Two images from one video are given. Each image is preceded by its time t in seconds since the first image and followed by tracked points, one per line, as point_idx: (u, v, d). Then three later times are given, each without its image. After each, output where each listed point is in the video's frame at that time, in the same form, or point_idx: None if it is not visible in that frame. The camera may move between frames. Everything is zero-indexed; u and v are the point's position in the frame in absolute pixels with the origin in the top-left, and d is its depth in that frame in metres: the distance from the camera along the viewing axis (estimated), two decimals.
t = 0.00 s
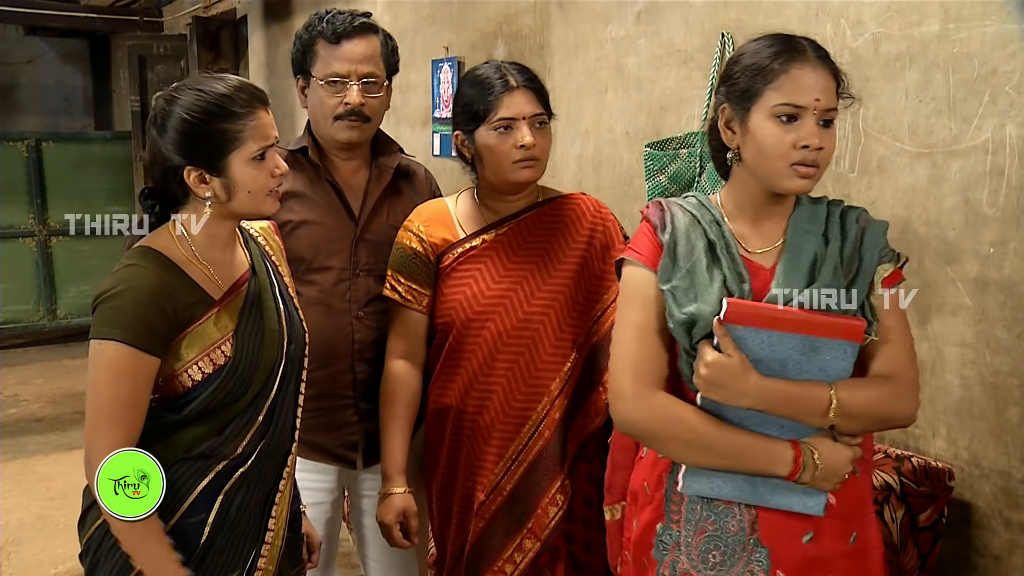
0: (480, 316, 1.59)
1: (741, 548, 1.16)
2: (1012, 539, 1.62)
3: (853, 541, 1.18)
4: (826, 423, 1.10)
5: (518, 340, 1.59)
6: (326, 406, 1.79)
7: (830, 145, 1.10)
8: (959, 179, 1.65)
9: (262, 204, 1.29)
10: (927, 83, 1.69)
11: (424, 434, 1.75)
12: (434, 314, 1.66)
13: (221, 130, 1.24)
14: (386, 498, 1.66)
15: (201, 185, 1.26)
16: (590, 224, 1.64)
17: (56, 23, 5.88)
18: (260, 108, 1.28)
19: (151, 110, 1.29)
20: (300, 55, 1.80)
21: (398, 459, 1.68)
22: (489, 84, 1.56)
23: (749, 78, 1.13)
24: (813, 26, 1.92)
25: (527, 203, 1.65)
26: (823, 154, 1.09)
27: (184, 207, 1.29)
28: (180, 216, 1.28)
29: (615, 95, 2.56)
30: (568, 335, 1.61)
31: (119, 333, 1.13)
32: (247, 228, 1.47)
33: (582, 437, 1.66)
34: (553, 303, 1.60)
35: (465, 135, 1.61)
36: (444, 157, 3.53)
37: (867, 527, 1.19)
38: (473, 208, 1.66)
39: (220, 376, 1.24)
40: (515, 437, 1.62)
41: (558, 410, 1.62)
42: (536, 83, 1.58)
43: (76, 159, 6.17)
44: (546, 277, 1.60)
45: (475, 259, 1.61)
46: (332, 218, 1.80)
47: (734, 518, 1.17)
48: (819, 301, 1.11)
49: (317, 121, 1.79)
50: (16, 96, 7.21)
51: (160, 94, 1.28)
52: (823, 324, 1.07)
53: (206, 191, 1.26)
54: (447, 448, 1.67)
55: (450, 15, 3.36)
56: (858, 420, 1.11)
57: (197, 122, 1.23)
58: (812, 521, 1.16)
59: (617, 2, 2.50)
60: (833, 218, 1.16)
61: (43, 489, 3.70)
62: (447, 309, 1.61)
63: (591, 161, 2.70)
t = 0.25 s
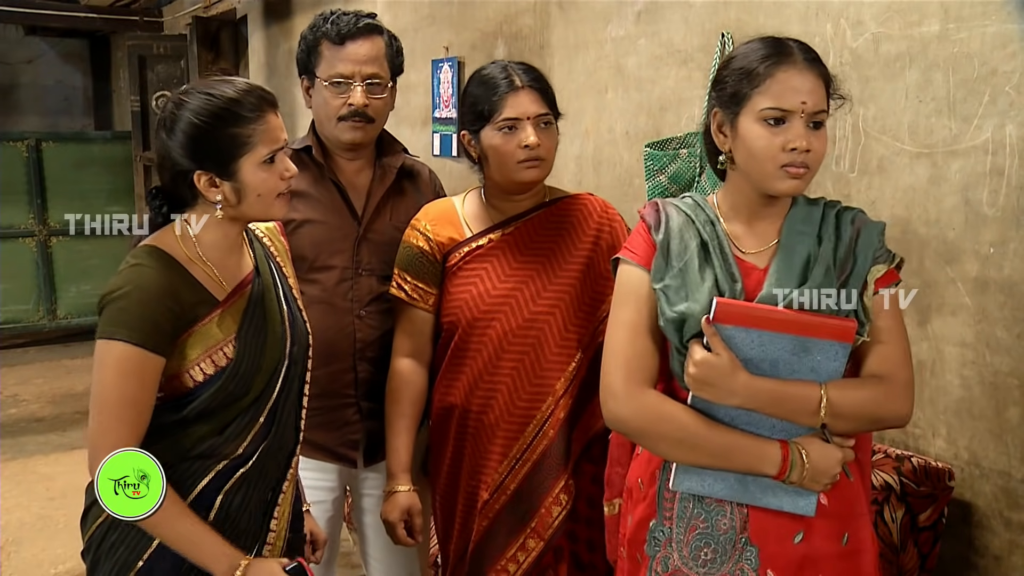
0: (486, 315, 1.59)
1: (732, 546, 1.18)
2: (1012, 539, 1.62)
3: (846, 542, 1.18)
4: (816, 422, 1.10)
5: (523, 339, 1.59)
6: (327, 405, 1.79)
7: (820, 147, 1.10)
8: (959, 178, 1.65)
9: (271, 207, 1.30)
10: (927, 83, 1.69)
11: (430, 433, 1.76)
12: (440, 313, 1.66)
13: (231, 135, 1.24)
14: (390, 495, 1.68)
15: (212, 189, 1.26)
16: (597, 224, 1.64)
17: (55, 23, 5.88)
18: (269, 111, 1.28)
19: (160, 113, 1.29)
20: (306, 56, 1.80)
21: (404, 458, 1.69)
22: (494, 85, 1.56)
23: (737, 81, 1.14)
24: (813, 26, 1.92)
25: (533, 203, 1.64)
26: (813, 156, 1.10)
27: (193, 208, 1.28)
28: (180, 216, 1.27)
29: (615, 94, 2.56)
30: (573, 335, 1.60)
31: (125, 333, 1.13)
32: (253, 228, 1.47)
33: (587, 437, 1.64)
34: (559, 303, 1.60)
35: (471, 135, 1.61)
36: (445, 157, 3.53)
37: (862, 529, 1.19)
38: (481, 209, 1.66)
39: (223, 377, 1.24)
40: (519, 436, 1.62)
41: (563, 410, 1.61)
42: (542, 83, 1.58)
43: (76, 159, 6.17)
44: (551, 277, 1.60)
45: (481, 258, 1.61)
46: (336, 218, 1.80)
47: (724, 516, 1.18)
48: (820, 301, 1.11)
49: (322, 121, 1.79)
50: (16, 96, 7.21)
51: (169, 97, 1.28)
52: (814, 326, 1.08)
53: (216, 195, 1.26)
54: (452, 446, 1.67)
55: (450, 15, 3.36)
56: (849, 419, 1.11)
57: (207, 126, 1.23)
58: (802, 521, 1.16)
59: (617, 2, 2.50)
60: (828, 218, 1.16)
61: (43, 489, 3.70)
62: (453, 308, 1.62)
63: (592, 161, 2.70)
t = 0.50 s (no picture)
0: (491, 313, 1.59)
1: (735, 545, 1.18)
2: (1012, 539, 1.62)
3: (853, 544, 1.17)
4: (817, 420, 1.10)
5: (529, 338, 1.59)
6: (329, 404, 1.79)
7: (821, 146, 1.10)
8: (959, 179, 1.65)
9: (278, 206, 1.30)
10: (927, 83, 1.69)
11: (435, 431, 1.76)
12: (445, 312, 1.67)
13: (238, 135, 1.24)
14: (396, 493, 1.68)
15: (219, 189, 1.26)
16: (603, 224, 1.64)
17: (55, 23, 5.88)
18: (277, 111, 1.28)
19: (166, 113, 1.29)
20: (308, 57, 1.81)
21: (410, 455, 1.69)
22: (498, 85, 1.57)
23: (736, 82, 1.14)
24: (813, 26, 1.92)
25: (539, 204, 1.64)
26: (813, 155, 1.09)
27: (200, 209, 1.29)
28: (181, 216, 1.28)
29: (615, 94, 2.56)
30: (578, 335, 1.60)
31: (127, 331, 1.13)
32: (258, 228, 1.48)
33: (592, 437, 1.64)
34: (564, 302, 1.60)
35: (476, 135, 1.62)
36: (445, 157, 3.53)
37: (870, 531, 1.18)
38: (488, 209, 1.66)
39: (229, 378, 1.24)
40: (523, 435, 1.62)
41: (567, 409, 1.61)
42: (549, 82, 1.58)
43: (76, 159, 6.17)
44: (557, 277, 1.60)
45: (488, 257, 1.61)
46: (338, 218, 1.80)
47: (728, 515, 1.18)
48: (819, 301, 1.10)
49: (324, 122, 1.79)
50: (16, 96, 7.21)
51: (176, 97, 1.28)
52: (814, 322, 1.08)
53: (224, 195, 1.26)
54: (456, 444, 1.68)
55: (450, 15, 3.36)
56: (852, 418, 1.11)
57: (215, 126, 1.23)
58: (806, 522, 1.16)
59: (617, 2, 2.50)
60: (834, 216, 1.15)
61: (43, 489, 3.70)
62: (459, 307, 1.62)
63: (592, 161, 2.70)
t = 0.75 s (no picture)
0: (497, 312, 1.59)
1: (741, 542, 1.19)
2: (1012, 539, 1.62)
3: (862, 546, 1.16)
4: (818, 421, 1.10)
5: (534, 337, 1.59)
6: (331, 404, 1.79)
7: (784, 143, 1.10)
8: (959, 179, 1.65)
9: (282, 206, 1.30)
10: (927, 83, 1.69)
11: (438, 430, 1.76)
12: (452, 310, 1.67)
13: (242, 134, 1.24)
14: (398, 492, 1.68)
15: (223, 187, 1.26)
16: (611, 225, 1.64)
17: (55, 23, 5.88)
18: (280, 110, 1.28)
19: (169, 112, 1.29)
20: (309, 57, 1.81)
21: (413, 453, 1.69)
22: (500, 85, 1.57)
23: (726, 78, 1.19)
24: (813, 26, 1.92)
25: (545, 204, 1.64)
26: (773, 153, 1.11)
27: (204, 209, 1.28)
28: (180, 217, 1.28)
29: (615, 94, 2.56)
30: (584, 335, 1.61)
31: (129, 330, 1.13)
32: (263, 229, 1.48)
33: (596, 437, 1.65)
34: (570, 301, 1.60)
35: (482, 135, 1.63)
36: (445, 157, 3.53)
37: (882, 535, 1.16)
38: (496, 209, 1.66)
39: (232, 378, 1.24)
40: (528, 435, 1.62)
41: (571, 409, 1.61)
42: (555, 81, 1.58)
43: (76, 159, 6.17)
44: (562, 276, 1.60)
45: (493, 256, 1.61)
46: (340, 218, 1.80)
47: (734, 511, 1.20)
48: (819, 302, 1.10)
49: (325, 121, 1.79)
50: (16, 96, 7.21)
51: (179, 96, 1.28)
52: (817, 322, 1.08)
53: (227, 193, 1.26)
54: (460, 443, 1.67)
55: (450, 15, 3.36)
56: (855, 419, 1.10)
57: (218, 125, 1.23)
58: (813, 522, 1.16)
59: (618, 2, 2.50)
60: (851, 215, 1.14)
61: (43, 489, 3.70)
62: (464, 305, 1.62)
63: (592, 161, 2.70)
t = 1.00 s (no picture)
0: (500, 312, 1.59)
1: (743, 542, 1.21)
2: (1012, 539, 1.62)
3: (868, 552, 1.15)
4: (811, 423, 1.10)
5: (538, 337, 1.59)
6: (332, 405, 1.79)
7: (751, 142, 1.14)
8: (958, 179, 1.65)
9: (284, 205, 1.30)
10: (927, 83, 1.69)
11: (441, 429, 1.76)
12: (456, 309, 1.67)
13: (242, 132, 1.24)
14: (401, 489, 1.68)
15: (223, 186, 1.26)
16: (616, 226, 1.64)
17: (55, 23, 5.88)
18: (280, 109, 1.28)
19: (170, 111, 1.29)
20: (312, 58, 1.79)
21: (416, 452, 1.69)
22: (497, 87, 1.59)
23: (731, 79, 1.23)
24: (813, 26, 1.92)
25: (549, 203, 1.64)
26: (739, 151, 1.15)
27: (205, 208, 1.29)
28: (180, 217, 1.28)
29: (615, 94, 2.56)
30: (587, 336, 1.61)
31: (131, 330, 1.13)
32: (263, 228, 1.48)
33: (599, 439, 1.65)
34: (574, 302, 1.60)
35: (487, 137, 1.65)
36: (445, 157, 3.53)
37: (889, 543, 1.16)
38: (503, 210, 1.66)
39: (233, 377, 1.24)
40: (530, 435, 1.62)
41: (573, 411, 1.61)
42: (555, 81, 1.58)
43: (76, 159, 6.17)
44: (566, 277, 1.60)
45: (498, 256, 1.62)
46: (341, 218, 1.80)
47: (736, 512, 1.22)
48: (819, 301, 1.11)
49: (328, 122, 1.78)
50: (16, 96, 7.21)
51: (179, 96, 1.28)
52: (811, 324, 1.09)
53: (228, 192, 1.26)
54: (462, 443, 1.68)
55: (450, 15, 3.36)
56: (848, 423, 1.08)
57: (218, 125, 1.23)
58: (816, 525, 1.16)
59: (618, 2, 2.50)
60: (859, 215, 1.13)
61: (43, 489, 3.69)
62: (468, 305, 1.62)
63: (592, 161, 2.70)
